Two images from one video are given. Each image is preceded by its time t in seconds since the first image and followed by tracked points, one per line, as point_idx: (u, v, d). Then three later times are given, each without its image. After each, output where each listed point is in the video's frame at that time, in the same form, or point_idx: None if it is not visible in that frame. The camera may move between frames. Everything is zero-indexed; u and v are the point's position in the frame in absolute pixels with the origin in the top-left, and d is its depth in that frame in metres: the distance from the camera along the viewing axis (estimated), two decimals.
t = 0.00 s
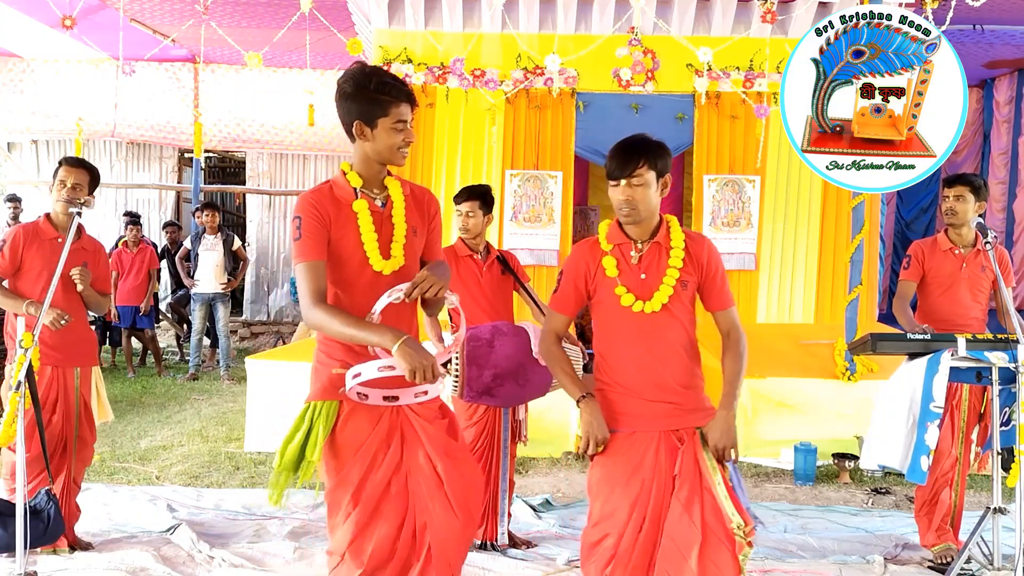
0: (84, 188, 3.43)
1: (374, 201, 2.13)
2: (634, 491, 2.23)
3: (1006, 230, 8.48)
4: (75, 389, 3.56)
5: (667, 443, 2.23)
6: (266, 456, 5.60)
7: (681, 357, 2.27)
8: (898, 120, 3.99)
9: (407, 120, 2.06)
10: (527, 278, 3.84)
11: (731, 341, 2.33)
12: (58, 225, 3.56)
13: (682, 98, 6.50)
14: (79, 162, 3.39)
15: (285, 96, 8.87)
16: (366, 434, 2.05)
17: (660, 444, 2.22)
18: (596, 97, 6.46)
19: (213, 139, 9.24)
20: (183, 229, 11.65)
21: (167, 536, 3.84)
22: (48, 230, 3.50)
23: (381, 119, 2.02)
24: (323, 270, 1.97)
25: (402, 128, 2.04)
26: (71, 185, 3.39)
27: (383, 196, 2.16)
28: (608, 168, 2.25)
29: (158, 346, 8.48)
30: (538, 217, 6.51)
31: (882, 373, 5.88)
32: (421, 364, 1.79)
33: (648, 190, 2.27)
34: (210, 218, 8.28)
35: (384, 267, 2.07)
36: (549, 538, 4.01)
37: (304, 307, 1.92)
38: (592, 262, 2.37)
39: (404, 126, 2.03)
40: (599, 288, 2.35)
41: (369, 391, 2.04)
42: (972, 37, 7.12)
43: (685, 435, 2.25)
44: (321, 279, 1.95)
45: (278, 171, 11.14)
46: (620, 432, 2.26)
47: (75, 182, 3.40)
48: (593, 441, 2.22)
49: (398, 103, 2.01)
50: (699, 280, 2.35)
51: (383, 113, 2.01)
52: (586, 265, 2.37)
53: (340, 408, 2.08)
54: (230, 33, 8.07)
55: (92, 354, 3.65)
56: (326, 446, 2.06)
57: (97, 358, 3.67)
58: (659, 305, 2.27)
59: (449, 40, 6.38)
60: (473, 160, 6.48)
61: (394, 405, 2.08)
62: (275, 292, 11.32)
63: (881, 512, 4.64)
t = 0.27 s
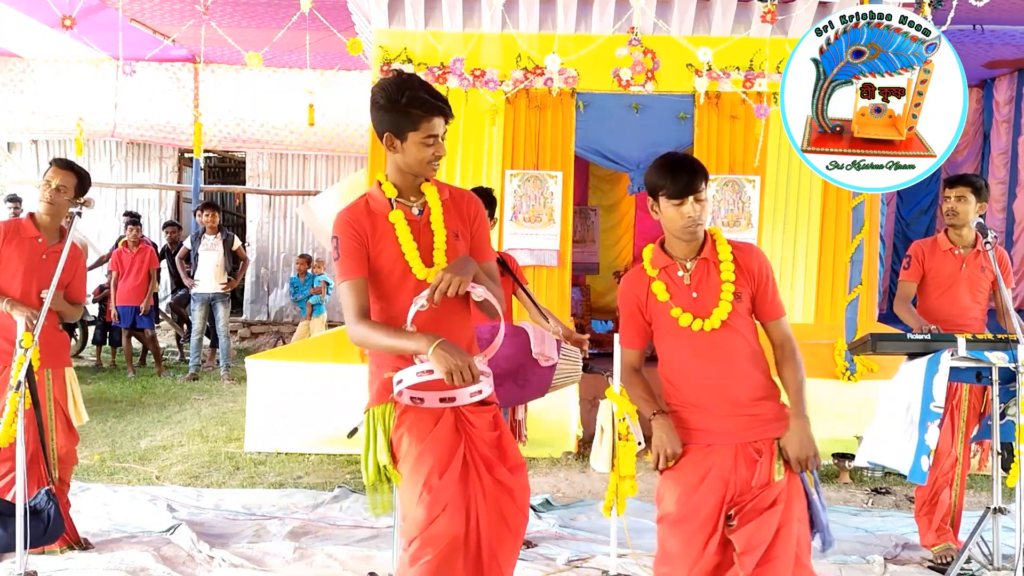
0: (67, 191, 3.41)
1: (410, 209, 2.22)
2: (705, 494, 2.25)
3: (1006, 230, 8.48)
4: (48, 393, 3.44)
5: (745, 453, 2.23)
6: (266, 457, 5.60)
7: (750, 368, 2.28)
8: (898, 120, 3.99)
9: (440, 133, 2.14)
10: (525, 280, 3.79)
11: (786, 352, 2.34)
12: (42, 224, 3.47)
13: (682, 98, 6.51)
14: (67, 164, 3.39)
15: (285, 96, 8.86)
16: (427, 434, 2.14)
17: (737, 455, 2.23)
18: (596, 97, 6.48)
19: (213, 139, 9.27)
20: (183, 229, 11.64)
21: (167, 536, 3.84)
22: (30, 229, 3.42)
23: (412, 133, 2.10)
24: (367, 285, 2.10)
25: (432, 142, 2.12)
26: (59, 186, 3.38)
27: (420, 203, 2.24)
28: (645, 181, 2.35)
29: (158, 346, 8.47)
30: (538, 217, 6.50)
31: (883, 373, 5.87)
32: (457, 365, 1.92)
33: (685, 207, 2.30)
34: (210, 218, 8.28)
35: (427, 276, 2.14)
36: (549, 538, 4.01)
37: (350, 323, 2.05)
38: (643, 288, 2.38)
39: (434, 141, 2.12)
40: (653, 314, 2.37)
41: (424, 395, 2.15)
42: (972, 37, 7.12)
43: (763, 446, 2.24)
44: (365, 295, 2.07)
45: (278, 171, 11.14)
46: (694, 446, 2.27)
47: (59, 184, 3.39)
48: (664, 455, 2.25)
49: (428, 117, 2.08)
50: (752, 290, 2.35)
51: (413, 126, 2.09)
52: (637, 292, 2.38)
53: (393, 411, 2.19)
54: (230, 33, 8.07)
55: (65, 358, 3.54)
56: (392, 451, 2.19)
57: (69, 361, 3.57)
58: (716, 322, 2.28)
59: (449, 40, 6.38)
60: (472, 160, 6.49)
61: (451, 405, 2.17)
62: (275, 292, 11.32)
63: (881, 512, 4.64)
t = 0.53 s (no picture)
0: (57, 191, 3.38)
1: (417, 210, 2.26)
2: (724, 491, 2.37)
3: (1006, 230, 8.48)
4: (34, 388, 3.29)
5: (758, 448, 2.35)
6: (266, 457, 5.60)
7: (752, 363, 2.38)
8: (898, 120, 3.99)
9: (452, 138, 2.15)
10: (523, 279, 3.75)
11: (811, 338, 2.32)
12: (36, 222, 3.43)
13: (682, 98, 6.51)
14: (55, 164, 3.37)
15: (284, 96, 8.86)
16: (420, 420, 2.22)
17: (750, 450, 2.36)
18: (596, 97, 6.46)
19: (214, 138, 9.20)
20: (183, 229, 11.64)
21: (167, 536, 3.84)
22: (23, 227, 3.40)
23: (425, 139, 2.13)
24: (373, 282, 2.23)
25: (445, 147, 2.14)
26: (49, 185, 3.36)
27: (429, 202, 2.27)
28: (654, 180, 2.46)
29: (158, 346, 8.46)
30: (538, 217, 6.50)
31: (883, 373, 5.87)
32: (440, 356, 1.96)
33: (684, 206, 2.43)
34: (210, 218, 8.28)
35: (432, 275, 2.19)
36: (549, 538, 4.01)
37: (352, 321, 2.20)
38: (651, 289, 2.56)
39: (446, 146, 2.13)
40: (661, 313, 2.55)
41: (425, 387, 2.23)
42: (972, 37, 7.12)
43: (778, 442, 2.34)
44: (370, 295, 2.20)
45: (278, 172, 11.13)
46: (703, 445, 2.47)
47: (48, 185, 3.37)
48: (673, 457, 2.50)
49: (441, 122, 2.09)
50: (758, 285, 2.40)
51: (424, 131, 2.10)
52: (646, 293, 2.57)
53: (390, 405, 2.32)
54: (230, 33, 8.07)
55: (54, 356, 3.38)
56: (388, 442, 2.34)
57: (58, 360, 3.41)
58: (709, 321, 2.39)
59: (449, 40, 6.38)
60: (473, 161, 6.50)
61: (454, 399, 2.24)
62: (275, 292, 11.32)
63: (881, 512, 4.64)
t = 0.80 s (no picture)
0: (60, 187, 3.38)
1: (402, 207, 2.23)
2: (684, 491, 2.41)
3: (1006, 230, 8.48)
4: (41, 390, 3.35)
5: (720, 445, 2.40)
6: (266, 456, 5.60)
7: (733, 357, 2.42)
8: (898, 120, 3.99)
9: (436, 135, 2.13)
10: (526, 278, 3.81)
11: (789, 339, 2.41)
12: (37, 222, 3.44)
13: (682, 98, 6.51)
14: (56, 160, 3.37)
15: (284, 96, 8.85)
16: (395, 432, 2.12)
17: (712, 447, 2.40)
18: (596, 97, 6.46)
19: (213, 138, 9.31)
20: (183, 229, 11.64)
21: (168, 536, 3.84)
22: (26, 229, 3.41)
23: (409, 134, 2.11)
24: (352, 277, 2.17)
25: (429, 143, 2.12)
26: (55, 181, 3.37)
27: (415, 200, 2.24)
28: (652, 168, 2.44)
29: (158, 346, 8.46)
30: (538, 217, 6.50)
31: (884, 373, 5.87)
32: (411, 353, 1.95)
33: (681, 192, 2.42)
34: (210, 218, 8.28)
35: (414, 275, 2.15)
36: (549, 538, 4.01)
37: (329, 315, 2.14)
38: (637, 272, 2.56)
39: (430, 142, 2.11)
40: (646, 297, 2.54)
41: (401, 389, 2.16)
42: (972, 37, 7.13)
43: (740, 438, 2.40)
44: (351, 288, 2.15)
45: (278, 172, 11.13)
46: (671, 433, 2.48)
47: (54, 180, 3.37)
48: (639, 445, 2.50)
49: (423, 118, 2.09)
50: (746, 281, 2.45)
51: (408, 128, 2.10)
52: (634, 276, 2.57)
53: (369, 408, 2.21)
54: (230, 32, 8.07)
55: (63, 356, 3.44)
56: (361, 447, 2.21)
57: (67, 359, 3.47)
58: (695, 311, 2.42)
59: (449, 40, 6.38)
60: (473, 161, 6.49)
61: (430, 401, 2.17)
62: (275, 292, 11.32)
63: (881, 512, 4.64)
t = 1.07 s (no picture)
0: (72, 183, 3.42)
1: (362, 208, 2.13)
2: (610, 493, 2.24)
3: (1006, 229, 8.48)
4: (78, 388, 3.54)
5: (642, 444, 2.24)
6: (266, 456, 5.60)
7: (676, 364, 2.27)
8: (898, 120, 3.99)
9: (404, 132, 2.05)
10: (526, 279, 3.84)
11: (723, 352, 2.33)
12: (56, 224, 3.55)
13: (682, 98, 6.50)
14: (68, 157, 3.43)
15: (284, 96, 8.85)
16: (334, 437, 2.00)
17: (633, 446, 2.25)
18: (596, 98, 6.46)
19: (214, 139, 9.16)
20: (183, 229, 11.65)
21: (168, 536, 3.84)
22: (48, 229, 3.51)
23: (376, 130, 2.01)
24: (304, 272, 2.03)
25: (397, 140, 2.03)
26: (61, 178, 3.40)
27: (376, 203, 2.15)
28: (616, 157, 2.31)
29: (158, 346, 8.47)
30: (538, 217, 6.51)
31: (883, 373, 5.87)
32: (378, 374, 1.85)
33: (651, 185, 2.28)
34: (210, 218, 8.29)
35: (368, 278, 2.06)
36: (549, 538, 4.01)
37: (280, 309, 1.99)
38: (592, 261, 2.38)
39: (398, 138, 2.02)
40: (598, 287, 2.36)
41: (340, 395, 2.02)
42: (972, 37, 7.13)
43: (660, 438, 2.25)
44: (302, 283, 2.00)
45: (278, 171, 11.14)
46: (597, 431, 2.30)
47: (63, 177, 3.40)
48: (569, 442, 2.30)
49: (393, 113, 2.00)
50: (698, 289, 2.34)
51: (377, 123, 2.00)
52: (588, 264, 2.38)
53: (308, 410, 2.05)
54: (230, 32, 8.07)
55: (96, 355, 3.63)
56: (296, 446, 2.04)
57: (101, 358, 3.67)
58: (650, 309, 2.27)
59: (449, 40, 6.38)
60: (473, 161, 6.48)
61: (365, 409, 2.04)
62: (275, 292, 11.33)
63: (881, 512, 4.64)
